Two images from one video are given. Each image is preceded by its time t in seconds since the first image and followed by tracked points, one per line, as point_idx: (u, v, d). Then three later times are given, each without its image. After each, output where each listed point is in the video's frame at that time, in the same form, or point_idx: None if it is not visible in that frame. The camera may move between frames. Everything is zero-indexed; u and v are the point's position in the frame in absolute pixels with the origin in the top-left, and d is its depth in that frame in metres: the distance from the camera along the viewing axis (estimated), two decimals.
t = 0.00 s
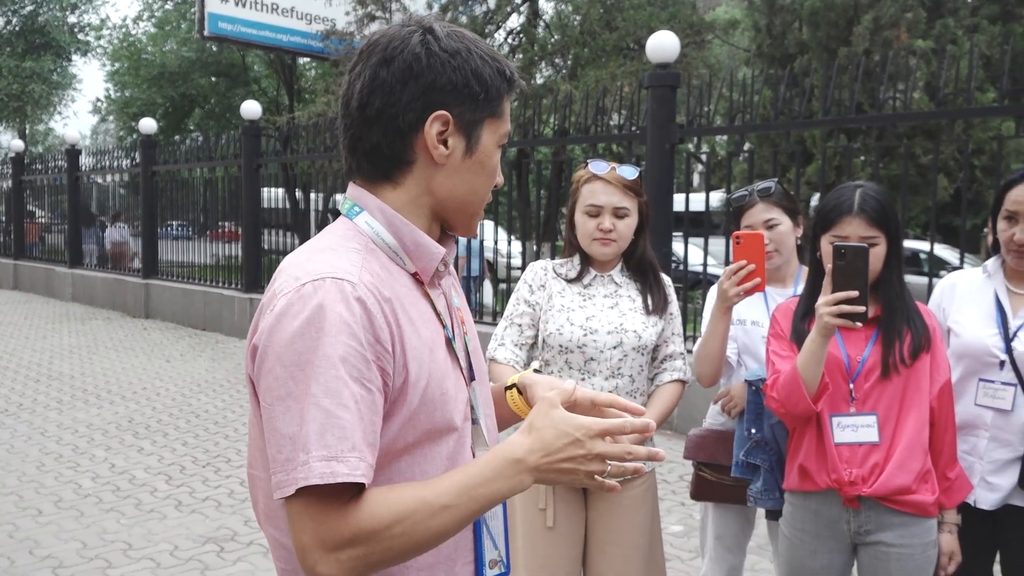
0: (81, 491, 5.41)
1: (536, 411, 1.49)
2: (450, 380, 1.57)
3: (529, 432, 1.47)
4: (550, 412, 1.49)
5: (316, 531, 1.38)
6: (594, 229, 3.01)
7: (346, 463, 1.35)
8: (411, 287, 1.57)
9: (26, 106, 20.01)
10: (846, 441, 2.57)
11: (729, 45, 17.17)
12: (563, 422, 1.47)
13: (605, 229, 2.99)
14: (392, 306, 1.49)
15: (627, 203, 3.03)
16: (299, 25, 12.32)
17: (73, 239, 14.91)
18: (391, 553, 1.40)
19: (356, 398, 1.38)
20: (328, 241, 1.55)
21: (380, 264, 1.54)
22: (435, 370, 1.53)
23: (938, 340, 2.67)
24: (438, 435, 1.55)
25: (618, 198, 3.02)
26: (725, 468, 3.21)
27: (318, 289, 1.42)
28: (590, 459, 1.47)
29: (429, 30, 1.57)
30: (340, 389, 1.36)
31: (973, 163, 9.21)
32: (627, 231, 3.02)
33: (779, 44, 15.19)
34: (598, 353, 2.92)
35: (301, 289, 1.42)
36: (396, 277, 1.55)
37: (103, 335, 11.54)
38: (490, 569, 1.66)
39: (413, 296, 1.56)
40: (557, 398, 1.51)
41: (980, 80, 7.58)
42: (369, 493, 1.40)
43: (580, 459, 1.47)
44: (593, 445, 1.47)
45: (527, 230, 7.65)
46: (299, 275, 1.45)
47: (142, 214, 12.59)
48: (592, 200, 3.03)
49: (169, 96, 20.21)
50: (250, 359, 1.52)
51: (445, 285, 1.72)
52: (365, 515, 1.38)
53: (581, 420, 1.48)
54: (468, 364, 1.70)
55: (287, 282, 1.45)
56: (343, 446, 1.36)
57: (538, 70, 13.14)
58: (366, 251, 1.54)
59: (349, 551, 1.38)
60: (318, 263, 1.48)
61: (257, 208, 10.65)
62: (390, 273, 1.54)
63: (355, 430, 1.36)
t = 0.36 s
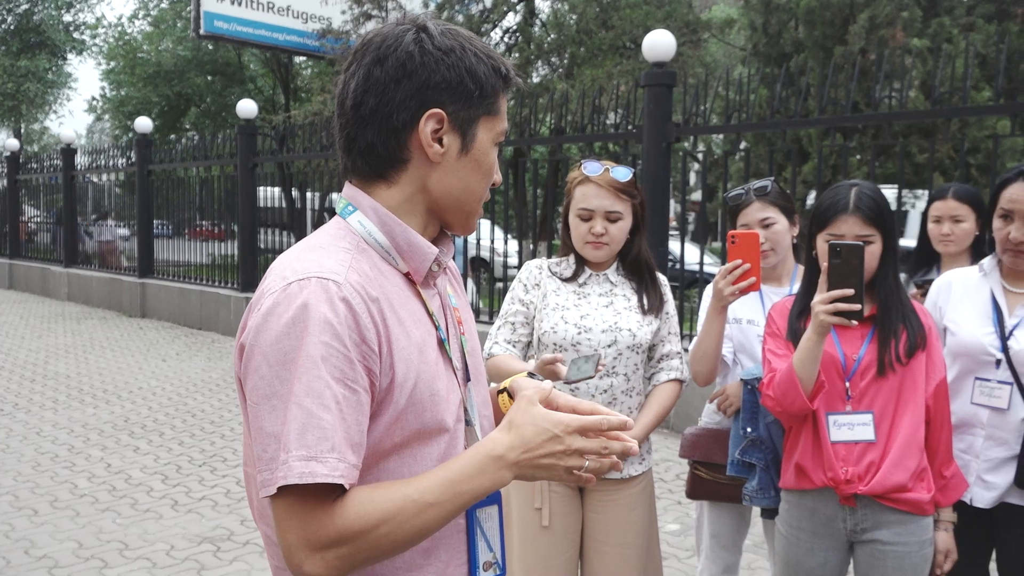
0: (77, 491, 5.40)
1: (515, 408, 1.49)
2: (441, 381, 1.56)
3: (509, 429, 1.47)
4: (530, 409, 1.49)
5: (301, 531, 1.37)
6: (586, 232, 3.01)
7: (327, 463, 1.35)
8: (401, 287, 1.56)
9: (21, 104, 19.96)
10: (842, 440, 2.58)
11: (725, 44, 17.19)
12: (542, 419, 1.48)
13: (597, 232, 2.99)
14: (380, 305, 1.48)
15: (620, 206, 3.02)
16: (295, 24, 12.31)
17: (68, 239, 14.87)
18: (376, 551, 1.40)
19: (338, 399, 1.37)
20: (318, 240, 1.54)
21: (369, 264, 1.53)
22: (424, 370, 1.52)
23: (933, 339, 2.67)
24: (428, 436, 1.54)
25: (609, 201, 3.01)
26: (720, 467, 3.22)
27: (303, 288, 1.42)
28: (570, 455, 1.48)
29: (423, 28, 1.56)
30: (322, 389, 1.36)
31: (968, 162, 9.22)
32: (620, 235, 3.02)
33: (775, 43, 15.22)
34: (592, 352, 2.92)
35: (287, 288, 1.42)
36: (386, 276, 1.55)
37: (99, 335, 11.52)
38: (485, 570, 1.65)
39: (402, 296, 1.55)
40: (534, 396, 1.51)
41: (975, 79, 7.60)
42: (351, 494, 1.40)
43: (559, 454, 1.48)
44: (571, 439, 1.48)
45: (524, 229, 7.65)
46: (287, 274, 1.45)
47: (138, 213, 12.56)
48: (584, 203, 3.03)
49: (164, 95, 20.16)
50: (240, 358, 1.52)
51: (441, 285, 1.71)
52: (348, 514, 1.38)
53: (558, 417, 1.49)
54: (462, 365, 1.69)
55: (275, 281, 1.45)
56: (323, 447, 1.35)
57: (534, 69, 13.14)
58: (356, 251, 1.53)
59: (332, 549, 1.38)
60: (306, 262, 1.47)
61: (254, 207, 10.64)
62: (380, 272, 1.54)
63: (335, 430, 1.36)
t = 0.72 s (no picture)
0: (74, 492, 5.39)
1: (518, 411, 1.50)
2: (439, 380, 1.56)
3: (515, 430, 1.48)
4: (534, 410, 1.51)
5: (303, 532, 1.37)
6: (581, 235, 3.01)
7: (330, 463, 1.35)
8: (398, 288, 1.56)
9: (16, 105, 19.92)
10: (838, 439, 2.58)
11: (721, 44, 17.21)
12: (549, 418, 1.49)
13: (592, 235, 2.99)
14: (378, 306, 1.48)
15: (614, 208, 3.01)
16: (291, 24, 12.31)
17: (64, 240, 14.85)
18: (379, 552, 1.40)
19: (339, 399, 1.37)
20: (315, 241, 1.54)
21: (367, 264, 1.53)
22: (422, 370, 1.52)
23: (929, 338, 2.67)
24: (426, 435, 1.54)
25: (603, 204, 3.00)
26: (717, 467, 3.22)
27: (302, 291, 1.42)
28: (580, 452, 1.49)
29: (412, 27, 1.57)
30: (323, 390, 1.36)
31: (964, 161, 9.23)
32: (615, 236, 3.02)
33: (770, 43, 15.25)
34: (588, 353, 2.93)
35: (286, 290, 1.42)
36: (384, 277, 1.55)
37: (95, 336, 11.50)
38: (482, 569, 1.66)
39: (399, 296, 1.55)
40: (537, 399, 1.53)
41: (971, 78, 7.61)
42: (353, 496, 1.40)
43: (569, 453, 1.48)
44: (580, 438, 1.49)
45: (520, 229, 7.65)
46: (285, 276, 1.45)
47: (134, 214, 12.54)
48: (578, 206, 3.02)
49: (160, 95, 20.15)
50: (237, 361, 1.52)
51: (436, 285, 1.71)
52: (352, 515, 1.38)
53: (566, 416, 1.50)
54: (458, 364, 1.69)
55: (273, 283, 1.45)
56: (325, 447, 1.35)
57: (531, 70, 13.15)
58: (354, 252, 1.53)
59: (334, 550, 1.38)
60: (303, 263, 1.47)
61: (250, 207, 10.63)
62: (378, 273, 1.54)
63: (337, 430, 1.36)
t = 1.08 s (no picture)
0: (70, 491, 5.39)
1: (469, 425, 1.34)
2: (418, 382, 1.54)
3: (467, 449, 1.34)
4: (488, 421, 1.34)
5: (232, 525, 1.35)
6: (579, 228, 3.01)
7: (267, 459, 1.33)
8: (380, 288, 1.57)
9: (11, 104, 19.87)
10: (834, 438, 2.59)
11: (717, 44, 17.24)
12: (504, 435, 1.33)
13: (589, 229, 2.99)
14: (347, 307, 1.48)
15: (612, 202, 3.02)
16: (287, 24, 12.30)
17: (59, 239, 14.82)
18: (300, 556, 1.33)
19: (288, 397, 1.36)
20: (300, 241, 1.56)
21: (345, 266, 1.54)
22: (394, 372, 1.51)
23: (924, 338, 2.68)
24: (402, 437, 1.53)
25: (601, 198, 3.01)
26: (712, 466, 3.23)
27: (266, 290, 1.42)
28: (535, 470, 1.34)
29: (362, 29, 1.62)
30: (270, 387, 1.36)
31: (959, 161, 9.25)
32: (613, 231, 3.02)
33: (766, 43, 15.29)
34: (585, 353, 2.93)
35: (253, 290, 1.43)
36: (363, 277, 1.55)
37: (91, 335, 11.49)
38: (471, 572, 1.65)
39: (379, 297, 1.55)
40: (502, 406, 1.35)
41: (966, 78, 7.63)
42: (290, 495, 1.35)
43: (520, 471, 1.33)
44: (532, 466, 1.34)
45: (517, 229, 7.66)
46: (257, 276, 1.47)
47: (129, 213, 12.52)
48: (576, 199, 3.03)
49: (155, 94, 20.13)
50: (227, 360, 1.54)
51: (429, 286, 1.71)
52: (277, 515, 1.33)
53: (525, 431, 1.34)
54: (452, 368, 1.68)
55: (244, 285, 1.47)
56: (265, 443, 1.34)
57: (527, 70, 13.15)
58: (333, 253, 1.54)
59: (255, 548, 1.34)
60: (276, 265, 1.48)
61: (246, 207, 10.61)
62: (357, 274, 1.54)
63: (281, 428, 1.35)
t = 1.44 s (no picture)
0: (67, 492, 5.38)
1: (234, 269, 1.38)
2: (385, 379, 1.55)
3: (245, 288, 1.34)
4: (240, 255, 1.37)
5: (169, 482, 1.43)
6: (579, 228, 3.02)
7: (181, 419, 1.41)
8: (357, 285, 1.58)
9: (8, 105, 19.84)
10: (832, 439, 2.60)
11: (715, 44, 17.25)
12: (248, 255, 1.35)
13: (589, 228, 2.99)
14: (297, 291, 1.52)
15: (612, 202, 3.02)
16: (285, 24, 12.31)
17: (56, 240, 14.80)
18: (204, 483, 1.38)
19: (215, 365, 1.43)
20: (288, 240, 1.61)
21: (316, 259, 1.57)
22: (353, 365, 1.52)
23: (920, 338, 2.69)
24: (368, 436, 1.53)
25: (601, 198, 3.01)
26: (709, 466, 3.23)
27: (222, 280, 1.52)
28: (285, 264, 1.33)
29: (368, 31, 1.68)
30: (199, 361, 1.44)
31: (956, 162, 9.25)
32: (612, 231, 3.02)
33: (763, 44, 15.32)
34: (584, 354, 2.94)
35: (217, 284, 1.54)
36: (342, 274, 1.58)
37: (87, 336, 11.47)
38: None
39: (351, 294, 1.56)
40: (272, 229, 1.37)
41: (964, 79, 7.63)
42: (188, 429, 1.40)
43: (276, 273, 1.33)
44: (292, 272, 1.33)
45: (514, 230, 7.66)
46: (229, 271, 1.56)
47: (126, 214, 12.50)
48: (576, 199, 3.04)
49: (153, 94, 20.12)
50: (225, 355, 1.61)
51: (422, 287, 1.70)
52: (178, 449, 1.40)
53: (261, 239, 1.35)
54: (443, 370, 1.66)
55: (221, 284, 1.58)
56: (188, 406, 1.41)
57: (524, 71, 13.14)
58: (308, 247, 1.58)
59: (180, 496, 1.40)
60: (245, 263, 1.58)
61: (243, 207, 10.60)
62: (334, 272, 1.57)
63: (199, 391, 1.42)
